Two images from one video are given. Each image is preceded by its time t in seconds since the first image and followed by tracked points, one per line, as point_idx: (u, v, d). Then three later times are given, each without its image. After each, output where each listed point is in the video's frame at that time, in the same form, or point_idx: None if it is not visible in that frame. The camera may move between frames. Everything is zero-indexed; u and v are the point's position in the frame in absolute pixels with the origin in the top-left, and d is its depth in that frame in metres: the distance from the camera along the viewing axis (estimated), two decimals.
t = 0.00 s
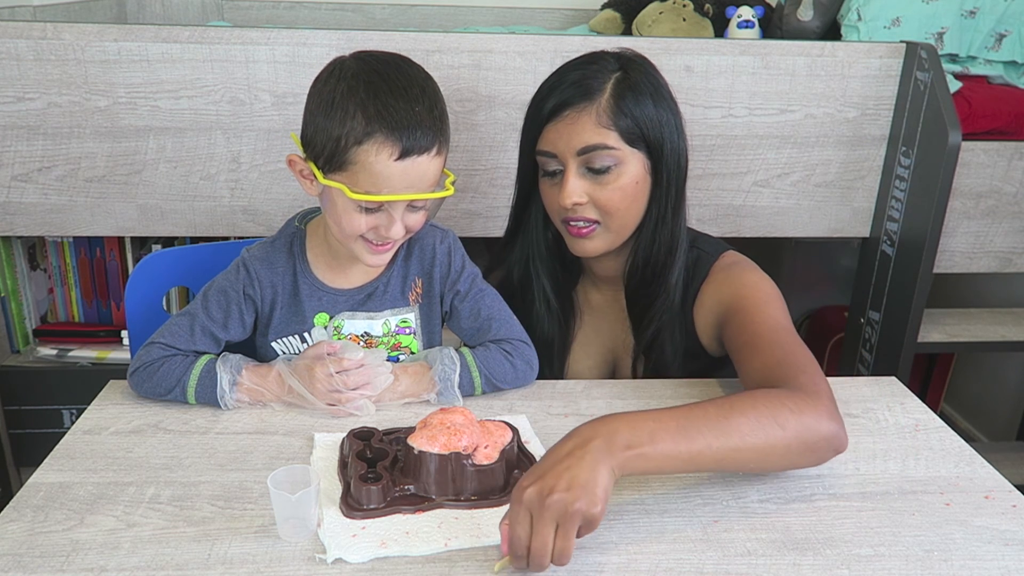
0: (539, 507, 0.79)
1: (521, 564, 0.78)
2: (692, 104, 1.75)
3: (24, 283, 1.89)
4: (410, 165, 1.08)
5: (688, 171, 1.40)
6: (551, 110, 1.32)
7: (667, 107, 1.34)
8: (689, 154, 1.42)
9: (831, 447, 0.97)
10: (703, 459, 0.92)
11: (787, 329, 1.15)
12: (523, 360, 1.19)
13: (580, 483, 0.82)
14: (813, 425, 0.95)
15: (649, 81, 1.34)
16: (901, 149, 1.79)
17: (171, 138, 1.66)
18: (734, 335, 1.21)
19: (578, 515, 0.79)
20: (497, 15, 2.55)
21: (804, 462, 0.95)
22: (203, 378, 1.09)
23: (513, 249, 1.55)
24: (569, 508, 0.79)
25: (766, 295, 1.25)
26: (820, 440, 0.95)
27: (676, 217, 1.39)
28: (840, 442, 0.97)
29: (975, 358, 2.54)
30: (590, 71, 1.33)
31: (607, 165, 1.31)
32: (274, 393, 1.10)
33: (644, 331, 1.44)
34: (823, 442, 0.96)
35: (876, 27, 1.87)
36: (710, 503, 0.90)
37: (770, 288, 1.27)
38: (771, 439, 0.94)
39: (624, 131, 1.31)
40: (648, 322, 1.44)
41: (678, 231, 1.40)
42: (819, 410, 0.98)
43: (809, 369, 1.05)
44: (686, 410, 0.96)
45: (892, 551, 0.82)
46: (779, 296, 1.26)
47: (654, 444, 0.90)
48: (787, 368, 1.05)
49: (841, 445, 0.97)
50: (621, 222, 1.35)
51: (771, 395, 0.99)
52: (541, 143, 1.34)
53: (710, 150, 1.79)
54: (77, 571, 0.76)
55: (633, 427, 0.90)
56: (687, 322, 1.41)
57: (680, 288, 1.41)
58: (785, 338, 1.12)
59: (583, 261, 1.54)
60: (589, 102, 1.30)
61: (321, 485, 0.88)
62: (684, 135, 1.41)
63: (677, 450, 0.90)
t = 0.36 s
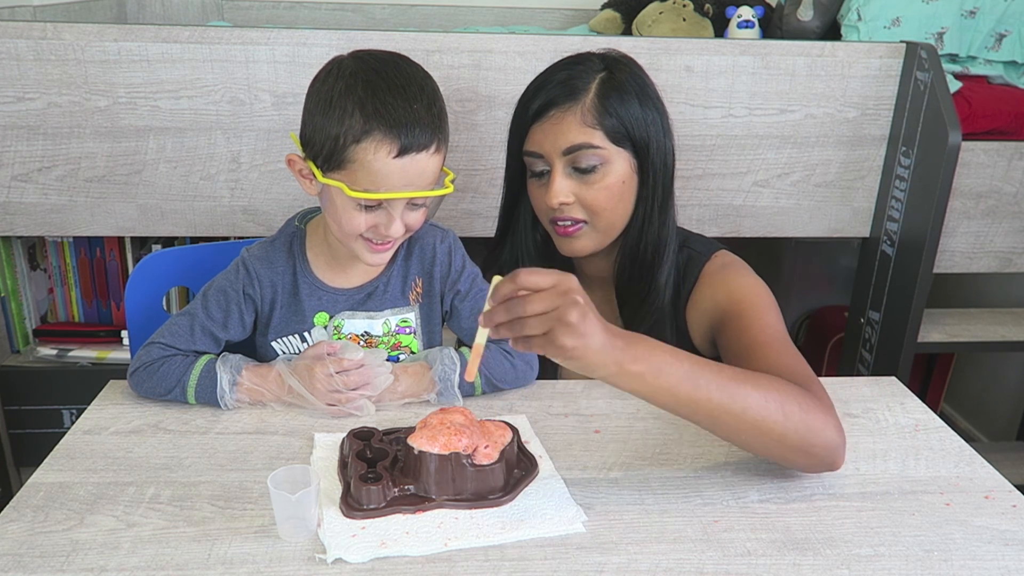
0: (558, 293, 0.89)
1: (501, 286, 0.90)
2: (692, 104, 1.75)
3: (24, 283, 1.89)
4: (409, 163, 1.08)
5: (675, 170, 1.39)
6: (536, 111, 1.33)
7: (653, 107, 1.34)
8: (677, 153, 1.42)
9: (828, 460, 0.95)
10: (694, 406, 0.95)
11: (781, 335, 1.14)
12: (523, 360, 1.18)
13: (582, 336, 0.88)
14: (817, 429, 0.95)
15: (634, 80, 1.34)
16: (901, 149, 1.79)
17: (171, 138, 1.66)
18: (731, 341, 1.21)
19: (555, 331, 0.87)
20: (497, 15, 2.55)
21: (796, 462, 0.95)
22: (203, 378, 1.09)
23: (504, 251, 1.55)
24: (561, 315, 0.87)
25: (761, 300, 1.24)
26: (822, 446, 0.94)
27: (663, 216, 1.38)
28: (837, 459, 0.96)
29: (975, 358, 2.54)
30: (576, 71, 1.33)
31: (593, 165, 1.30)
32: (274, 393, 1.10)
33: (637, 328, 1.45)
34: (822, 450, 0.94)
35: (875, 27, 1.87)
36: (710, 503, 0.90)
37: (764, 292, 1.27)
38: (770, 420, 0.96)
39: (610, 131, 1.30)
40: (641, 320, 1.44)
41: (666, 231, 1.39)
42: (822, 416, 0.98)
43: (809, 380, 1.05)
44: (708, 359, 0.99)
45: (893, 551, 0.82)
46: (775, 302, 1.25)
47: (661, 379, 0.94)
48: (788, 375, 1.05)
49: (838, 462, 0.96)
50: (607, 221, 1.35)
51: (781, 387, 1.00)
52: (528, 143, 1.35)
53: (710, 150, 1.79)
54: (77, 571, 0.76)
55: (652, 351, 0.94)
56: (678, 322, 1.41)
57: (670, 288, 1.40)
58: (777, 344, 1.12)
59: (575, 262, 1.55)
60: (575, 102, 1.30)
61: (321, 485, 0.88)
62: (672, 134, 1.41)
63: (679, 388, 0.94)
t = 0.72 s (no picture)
0: (486, 358, 0.93)
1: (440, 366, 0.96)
2: (692, 103, 1.75)
3: (25, 283, 1.89)
4: (409, 164, 1.08)
5: (670, 172, 1.39)
6: (531, 113, 1.33)
7: (648, 109, 1.34)
8: (672, 155, 1.42)
9: (816, 457, 0.95)
10: (659, 430, 0.96)
11: (777, 336, 1.14)
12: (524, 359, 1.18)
13: (526, 392, 0.92)
14: (796, 428, 0.95)
15: (629, 83, 1.34)
16: (901, 149, 1.79)
17: (171, 138, 1.66)
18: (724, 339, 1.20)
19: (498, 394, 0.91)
20: (497, 16, 2.55)
21: (780, 463, 0.96)
22: (203, 378, 1.09)
23: (501, 252, 1.55)
24: (496, 379, 0.91)
25: (756, 300, 1.24)
26: (804, 444, 0.95)
27: (657, 218, 1.38)
28: (828, 454, 0.96)
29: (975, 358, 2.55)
30: (571, 73, 1.33)
31: (586, 167, 1.31)
32: (274, 393, 1.10)
33: (631, 331, 1.44)
34: (806, 447, 0.95)
35: (876, 27, 1.87)
36: (710, 503, 0.90)
37: (760, 292, 1.26)
38: (740, 431, 0.95)
39: (604, 133, 1.30)
40: (634, 323, 1.43)
41: (661, 233, 1.39)
42: (809, 414, 0.98)
43: (803, 378, 1.04)
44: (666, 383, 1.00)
45: (892, 551, 0.82)
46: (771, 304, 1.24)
47: (617, 406, 0.95)
48: (781, 373, 1.05)
49: (830, 457, 0.96)
50: (601, 224, 1.36)
51: (762, 390, 1.00)
52: (523, 146, 1.35)
53: (710, 150, 1.79)
54: (77, 571, 0.76)
55: (604, 386, 0.96)
56: (673, 323, 1.41)
57: (665, 290, 1.39)
58: (771, 343, 1.11)
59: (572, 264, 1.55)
60: (569, 104, 1.30)
61: (321, 485, 0.88)
62: (668, 136, 1.41)
63: (636, 415, 0.95)
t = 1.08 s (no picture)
0: (491, 344, 0.93)
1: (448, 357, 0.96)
2: (692, 104, 1.75)
3: (25, 284, 1.89)
4: (409, 163, 1.08)
5: (670, 171, 1.39)
6: (531, 111, 1.33)
7: (647, 107, 1.34)
8: (672, 154, 1.42)
9: (820, 449, 0.96)
10: (666, 417, 0.96)
11: (778, 332, 1.14)
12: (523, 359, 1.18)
13: (534, 373, 0.92)
14: (801, 420, 0.96)
15: (629, 81, 1.34)
16: (901, 149, 1.79)
17: (171, 138, 1.66)
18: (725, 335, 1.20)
19: (506, 376, 0.91)
20: (497, 15, 2.55)
21: (784, 455, 0.97)
22: (203, 378, 1.09)
23: (500, 252, 1.55)
24: (502, 364, 0.91)
25: (757, 297, 1.24)
26: (808, 435, 0.95)
27: (657, 216, 1.38)
28: (832, 445, 0.96)
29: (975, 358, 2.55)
30: (571, 72, 1.33)
31: (587, 165, 1.31)
32: (274, 393, 1.10)
33: (632, 330, 1.44)
34: (810, 439, 0.95)
35: (876, 27, 1.87)
36: (710, 503, 0.90)
37: (761, 289, 1.26)
38: (747, 421, 0.96)
39: (604, 131, 1.30)
40: (634, 320, 1.43)
41: (661, 230, 1.39)
42: (813, 406, 0.98)
43: (804, 371, 1.04)
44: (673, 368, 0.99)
45: (893, 551, 0.82)
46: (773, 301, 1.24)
47: (625, 393, 0.95)
48: (782, 368, 1.05)
49: (834, 449, 0.97)
50: (602, 222, 1.36)
51: (767, 380, 1.00)
52: (523, 144, 1.35)
53: (710, 150, 1.79)
54: (77, 571, 0.76)
55: (611, 372, 0.96)
56: (673, 322, 1.40)
57: (664, 288, 1.39)
58: (771, 339, 1.11)
59: (572, 263, 1.55)
60: (569, 102, 1.30)
61: (321, 485, 0.88)
62: (667, 135, 1.41)
63: (644, 401, 0.95)
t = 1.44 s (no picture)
0: (503, 342, 0.93)
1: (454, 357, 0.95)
2: (692, 104, 1.75)
3: (25, 283, 1.89)
4: (409, 163, 1.08)
5: (673, 170, 1.39)
6: (535, 110, 1.33)
7: (652, 107, 1.34)
8: (675, 154, 1.42)
9: (826, 450, 0.96)
10: (671, 418, 0.96)
11: (780, 332, 1.14)
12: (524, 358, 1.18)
13: (545, 373, 0.92)
14: (806, 420, 0.96)
15: (634, 81, 1.34)
16: (901, 149, 1.79)
17: (171, 138, 1.66)
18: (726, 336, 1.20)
19: (518, 374, 0.91)
20: (497, 15, 2.55)
21: (790, 456, 0.97)
22: (203, 379, 1.09)
23: (502, 251, 1.55)
24: (516, 361, 0.91)
25: (757, 297, 1.23)
26: (814, 435, 0.95)
27: (660, 215, 1.38)
28: (837, 446, 0.97)
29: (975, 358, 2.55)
30: (574, 71, 1.33)
31: (591, 164, 1.31)
32: (274, 393, 1.10)
33: (633, 330, 1.44)
34: (817, 439, 0.96)
35: (876, 27, 1.87)
36: (710, 503, 0.90)
37: (761, 288, 1.26)
38: (754, 422, 0.96)
39: (608, 130, 1.30)
40: (635, 320, 1.43)
41: (664, 230, 1.39)
42: (816, 406, 0.98)
43: (806, 370, 1.04)
44: (677, 370, 1.00)
45: (893, 551, 0.82)
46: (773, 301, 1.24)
47: (630, 394, 0.95)
48: (785, 368, 1.04)
49: (839, 450, 0.97)
50: (605, 221, 1.36)
51: (770, 381, 1.00)
52: (527, 143, 1.35)
53: (710, 150, 1.79)
54: (77, 571, 0.76)
55: (616, 374, 0.96)
56: (674, 322, 1.40)
57: (666, 288, 1.39)
58: (773, 339, 1.11)
59: (573, 262, 1.55)
60: (573, 101, 1.30)
61: (321, 485, 0.88)
62: (670, 134, 1.41)
63: (649, 402, 0.95)
